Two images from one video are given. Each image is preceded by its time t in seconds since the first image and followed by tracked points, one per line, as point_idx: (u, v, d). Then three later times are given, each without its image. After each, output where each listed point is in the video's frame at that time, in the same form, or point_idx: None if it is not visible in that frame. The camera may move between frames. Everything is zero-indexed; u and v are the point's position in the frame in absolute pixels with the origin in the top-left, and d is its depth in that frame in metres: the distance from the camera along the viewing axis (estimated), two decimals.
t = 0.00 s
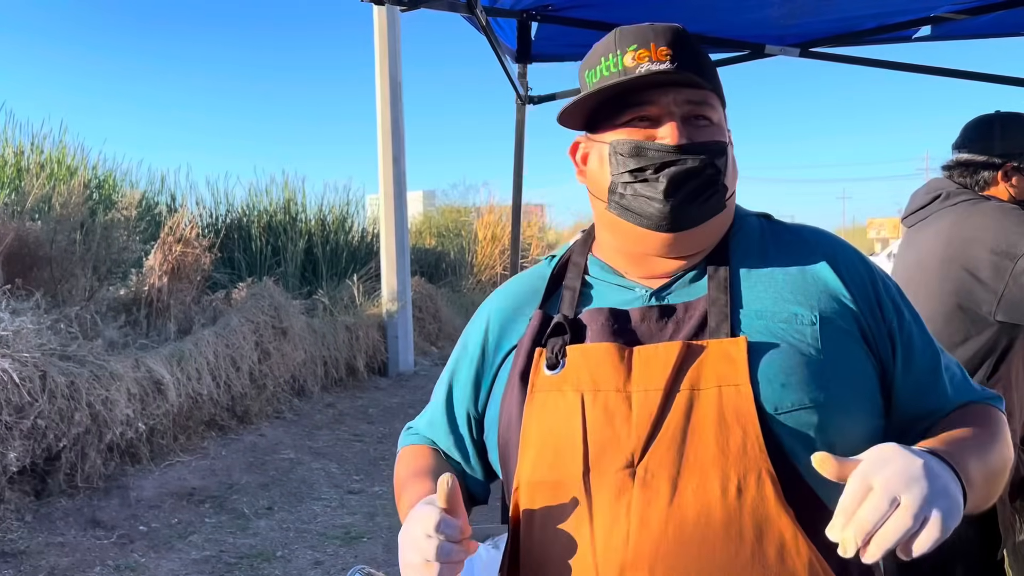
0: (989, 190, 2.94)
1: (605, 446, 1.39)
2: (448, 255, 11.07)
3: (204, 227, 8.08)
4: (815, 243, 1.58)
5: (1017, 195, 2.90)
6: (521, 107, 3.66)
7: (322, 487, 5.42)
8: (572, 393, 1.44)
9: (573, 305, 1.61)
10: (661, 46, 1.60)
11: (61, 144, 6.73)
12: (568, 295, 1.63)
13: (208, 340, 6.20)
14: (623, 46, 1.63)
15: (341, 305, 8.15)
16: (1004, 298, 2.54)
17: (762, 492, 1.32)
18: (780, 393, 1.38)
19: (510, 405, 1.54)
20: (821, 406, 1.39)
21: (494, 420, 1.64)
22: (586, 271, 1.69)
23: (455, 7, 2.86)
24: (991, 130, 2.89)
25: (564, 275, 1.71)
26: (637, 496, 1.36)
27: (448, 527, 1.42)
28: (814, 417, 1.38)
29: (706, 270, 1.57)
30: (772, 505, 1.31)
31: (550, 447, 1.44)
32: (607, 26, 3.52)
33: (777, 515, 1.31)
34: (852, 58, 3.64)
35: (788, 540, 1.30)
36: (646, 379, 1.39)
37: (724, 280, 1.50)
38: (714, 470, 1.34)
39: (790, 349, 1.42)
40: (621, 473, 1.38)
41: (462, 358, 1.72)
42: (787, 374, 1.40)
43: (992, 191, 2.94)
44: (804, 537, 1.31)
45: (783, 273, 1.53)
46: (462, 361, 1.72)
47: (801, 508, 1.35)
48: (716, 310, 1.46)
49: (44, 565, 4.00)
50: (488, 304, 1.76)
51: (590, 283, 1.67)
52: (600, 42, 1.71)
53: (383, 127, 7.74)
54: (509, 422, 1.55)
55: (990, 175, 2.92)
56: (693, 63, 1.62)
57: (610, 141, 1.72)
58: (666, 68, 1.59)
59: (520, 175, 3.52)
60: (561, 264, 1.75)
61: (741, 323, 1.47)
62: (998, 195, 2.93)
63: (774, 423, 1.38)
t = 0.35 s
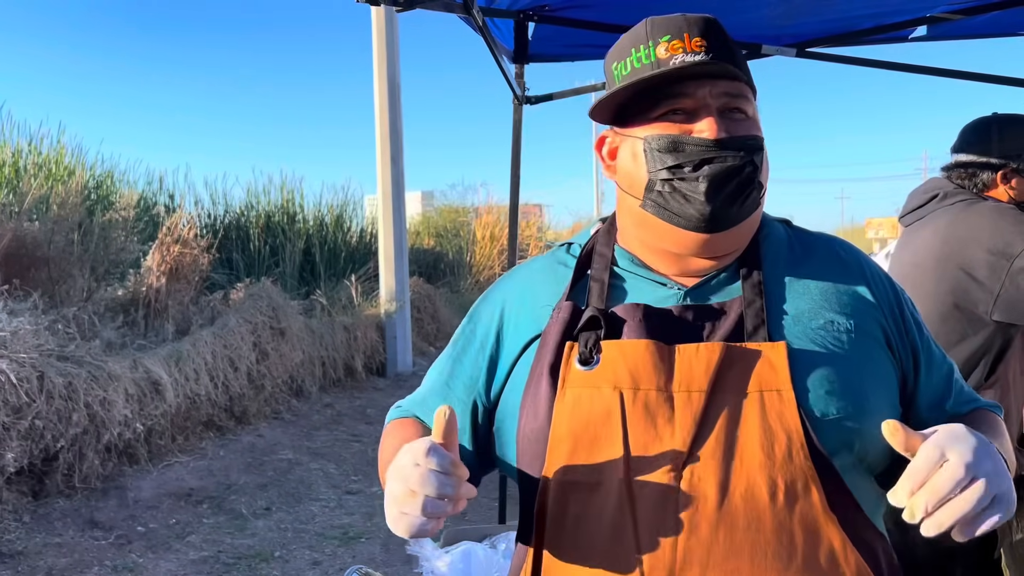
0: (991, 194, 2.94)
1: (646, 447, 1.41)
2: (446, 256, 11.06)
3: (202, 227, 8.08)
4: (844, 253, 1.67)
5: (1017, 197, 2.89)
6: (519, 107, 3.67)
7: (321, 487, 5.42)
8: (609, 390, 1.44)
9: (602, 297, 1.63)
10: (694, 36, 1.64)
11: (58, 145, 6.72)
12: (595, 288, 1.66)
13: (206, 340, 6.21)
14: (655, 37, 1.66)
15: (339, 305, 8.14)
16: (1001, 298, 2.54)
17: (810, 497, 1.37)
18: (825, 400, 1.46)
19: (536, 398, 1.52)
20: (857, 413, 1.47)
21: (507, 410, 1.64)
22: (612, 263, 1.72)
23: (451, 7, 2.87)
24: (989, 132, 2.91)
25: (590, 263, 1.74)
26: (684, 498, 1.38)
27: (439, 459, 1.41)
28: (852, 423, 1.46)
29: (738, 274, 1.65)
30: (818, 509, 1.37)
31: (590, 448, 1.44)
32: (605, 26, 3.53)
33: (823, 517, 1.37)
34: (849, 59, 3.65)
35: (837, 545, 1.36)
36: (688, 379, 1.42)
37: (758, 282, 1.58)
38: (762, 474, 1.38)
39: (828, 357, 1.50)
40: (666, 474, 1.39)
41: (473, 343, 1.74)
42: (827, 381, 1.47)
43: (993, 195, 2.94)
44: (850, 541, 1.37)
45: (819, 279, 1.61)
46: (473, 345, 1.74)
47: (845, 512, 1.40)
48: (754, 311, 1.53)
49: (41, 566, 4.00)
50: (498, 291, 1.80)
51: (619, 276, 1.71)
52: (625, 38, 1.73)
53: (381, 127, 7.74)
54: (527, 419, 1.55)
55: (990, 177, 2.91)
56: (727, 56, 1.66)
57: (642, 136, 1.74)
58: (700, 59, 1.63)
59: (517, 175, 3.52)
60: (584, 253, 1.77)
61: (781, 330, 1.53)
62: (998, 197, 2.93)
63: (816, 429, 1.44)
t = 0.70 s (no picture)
0: (986, 193, 2.97)
1: (620, 451, 1.40)
2: (444, 256, 11.07)
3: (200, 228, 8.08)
4: (821, 241, 1.64)
5: (1012, 194, 2.93)
6: (516, 108, 3.67)
7: (318, 488, 5.42)
8: (587, 396, 1.45)
9: (580, 301, 1.64)
10: (571, 67, 1.63)
11: (55, 146, 6.72)
12: (574, 292, 1.66)
13: (204, 341, 6.21)
14: (545, 77, 1.68)
15: (336, 306, 8.14)
16: (996, 298, 2.54)
17: (782, 504, 1.33)
18: (801, 400, 1.43)
19: (516, 405, 1.56)
20: (842, 408, 1.44)
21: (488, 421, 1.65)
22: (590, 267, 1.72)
23: (448, 9, 2.88)
24: (979, 132, 2.92)
25: (569, 266, 1.75)
26: (652, 503, 1.35)
27: (393, 320, 1.41)
28: (837, 418, 1.43)
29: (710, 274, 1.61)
30: (790, 516, 1.32)
31: (564, 454, 1.44)
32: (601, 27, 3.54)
33: (792, 524, 1.32)
34: (845, 60, 3.66)
35: (809, 554, 1.31)
36: (662, 383, 1.41)
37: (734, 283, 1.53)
38: (732, 480, 1.34)
39: (808, 350, 1.47)
40: (636, 480, 1.37)
41: (457, 338, 1.75)
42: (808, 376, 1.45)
43: (987, 194, 2.97)
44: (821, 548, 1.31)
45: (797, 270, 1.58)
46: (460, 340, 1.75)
47: (821, 520, 1.35)
48: (731, 311, 1.48)
49: (39, 567, 4.00)
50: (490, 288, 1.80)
51: (595, 278, 1.70)
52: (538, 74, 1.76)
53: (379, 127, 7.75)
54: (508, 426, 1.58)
55: (984, 177, 2.94)
56: (603, 70, 1.59)
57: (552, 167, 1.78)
58: (573, 90, 1.61)
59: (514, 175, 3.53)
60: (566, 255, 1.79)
61: (759, 326, 1.50)
62: (993, 196, 2.96)
63: (796, 428, 1.41)
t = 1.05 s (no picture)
0: (981, 190, 2.98)
1: (564, 469, 1.43)
2: (441, 257, 11.07)
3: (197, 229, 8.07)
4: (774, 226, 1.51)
5: (1008, 192, 2.96)
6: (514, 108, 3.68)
7: (316, 489, 5.41)
8: (535, 416, 1.49)
9: (540, 331, 1.65)
10: (501, 112, 1.66)
11: (52, 146, 6.69)
12: (535, 324, 1.67)
13: (202, 342, 6.19)
14: (486, 125, 1.74)
15: (334, 307, 8.14)
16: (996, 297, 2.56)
17: (708, 512, 1.28)
18: (731, 403, 1.33)
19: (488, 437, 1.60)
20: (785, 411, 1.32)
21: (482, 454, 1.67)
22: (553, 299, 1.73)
23: (447, 9, 2.88)
24: (972, 131, 2.95)
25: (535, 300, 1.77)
26: (587, 519, 1.39)
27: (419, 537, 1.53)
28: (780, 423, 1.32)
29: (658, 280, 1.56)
30: (715, 532, 1.27)
31: (519, 470, 1.51)
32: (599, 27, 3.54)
33: (721, 540, 1.26)
34: (842, 59, 3.68)
35: (735, 559, 1.25)
36: (597, 402, 1.40)
37: (674, 291, 1.48)
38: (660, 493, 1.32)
39: (744, 353, 1.36)
40: (576, 496, 1.42)
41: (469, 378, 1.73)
42: (740, 382, 1.34)
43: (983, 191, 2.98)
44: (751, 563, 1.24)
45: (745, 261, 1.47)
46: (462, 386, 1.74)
47: (756, 525, 1.27)
48: (669, 327, 1.43)
49: (37, 568, 3.99)
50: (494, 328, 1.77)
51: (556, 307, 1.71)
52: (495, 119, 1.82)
53: (376, 127, 7.75)
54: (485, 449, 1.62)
55: (979, 176, 2.96)
56: (524, 112, 1.61)
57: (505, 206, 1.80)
58: (500, 135, 1.65)
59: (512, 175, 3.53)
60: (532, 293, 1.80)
61: (693, 332, 1.43)
62: (989, 193, 2.98)
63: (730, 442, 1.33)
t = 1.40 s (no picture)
0: (976, 189, 2.99)
1: (564, 455, 1.44)
2: (439, 258, 11.07)
3: (195, 230, 8.06)
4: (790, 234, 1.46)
5: (1001, 191, 2.96)
6: (513, 108, 3.68)
7: (314, 491, 5.40)
8: (543, 402, 1.50)
9: (558, 319, 1.63)
10: (592, 70, 1.62)
11: (48, 148, 6.68)
12: (554, 311, 1.66)
13: (199, 344, 6.19)
14: (560, 78, 1.67)
15: (331, 308, 8.12)
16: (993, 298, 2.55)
17: (694, 507, 1.28)
18: (724, 407, 1.31)
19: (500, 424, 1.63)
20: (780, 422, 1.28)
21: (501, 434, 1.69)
22: (576, 283, 1.73)
23: (445, 9, 2.88)
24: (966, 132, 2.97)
25: (558, 288, 1.77)
26: (581, 503, 1.41)
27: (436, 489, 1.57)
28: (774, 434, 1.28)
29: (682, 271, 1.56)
30: (704, 527, 1.26)
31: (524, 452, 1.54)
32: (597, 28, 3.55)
33: (705, 534, 1.26)
34: (840, 59, 3.69)
35: (716, 556, 1.24)
36: (602, 389, 1.41)
37: (696, 286, 1.48)
38: (650, 485, 1.33)
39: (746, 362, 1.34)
40: (572, 481, 1.43)
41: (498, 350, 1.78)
42: (735, 389, 1.32)
43: (977, 190, 2.99)
44: (732, 562, 1.23)
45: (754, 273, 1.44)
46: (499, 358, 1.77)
47: (741, 522, 1.26)
48: (683, 319, 1.44)
49: (34, 571, 3.98)
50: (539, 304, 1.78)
51: (577, 295, 1.70)
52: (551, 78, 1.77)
53: (373, 128, 7.75)
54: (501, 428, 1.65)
55: (972, 176, 2.99)
56: (628, 77, 1.59)
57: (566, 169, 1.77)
58: (596, 92, 1.60)
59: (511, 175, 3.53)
60: (556, 280, 1.80)
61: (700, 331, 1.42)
62: (982, 194, 2.99)
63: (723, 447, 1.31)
